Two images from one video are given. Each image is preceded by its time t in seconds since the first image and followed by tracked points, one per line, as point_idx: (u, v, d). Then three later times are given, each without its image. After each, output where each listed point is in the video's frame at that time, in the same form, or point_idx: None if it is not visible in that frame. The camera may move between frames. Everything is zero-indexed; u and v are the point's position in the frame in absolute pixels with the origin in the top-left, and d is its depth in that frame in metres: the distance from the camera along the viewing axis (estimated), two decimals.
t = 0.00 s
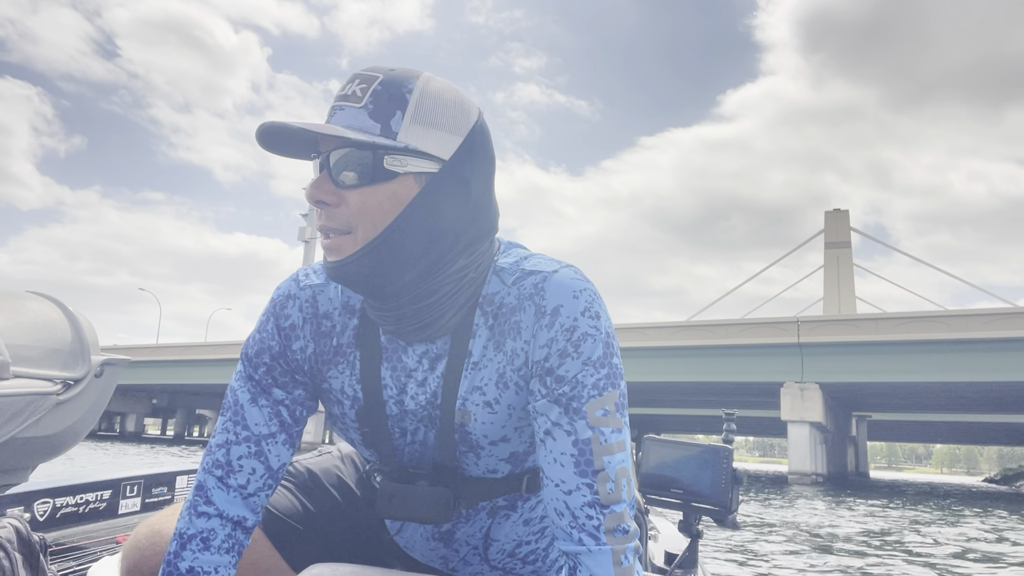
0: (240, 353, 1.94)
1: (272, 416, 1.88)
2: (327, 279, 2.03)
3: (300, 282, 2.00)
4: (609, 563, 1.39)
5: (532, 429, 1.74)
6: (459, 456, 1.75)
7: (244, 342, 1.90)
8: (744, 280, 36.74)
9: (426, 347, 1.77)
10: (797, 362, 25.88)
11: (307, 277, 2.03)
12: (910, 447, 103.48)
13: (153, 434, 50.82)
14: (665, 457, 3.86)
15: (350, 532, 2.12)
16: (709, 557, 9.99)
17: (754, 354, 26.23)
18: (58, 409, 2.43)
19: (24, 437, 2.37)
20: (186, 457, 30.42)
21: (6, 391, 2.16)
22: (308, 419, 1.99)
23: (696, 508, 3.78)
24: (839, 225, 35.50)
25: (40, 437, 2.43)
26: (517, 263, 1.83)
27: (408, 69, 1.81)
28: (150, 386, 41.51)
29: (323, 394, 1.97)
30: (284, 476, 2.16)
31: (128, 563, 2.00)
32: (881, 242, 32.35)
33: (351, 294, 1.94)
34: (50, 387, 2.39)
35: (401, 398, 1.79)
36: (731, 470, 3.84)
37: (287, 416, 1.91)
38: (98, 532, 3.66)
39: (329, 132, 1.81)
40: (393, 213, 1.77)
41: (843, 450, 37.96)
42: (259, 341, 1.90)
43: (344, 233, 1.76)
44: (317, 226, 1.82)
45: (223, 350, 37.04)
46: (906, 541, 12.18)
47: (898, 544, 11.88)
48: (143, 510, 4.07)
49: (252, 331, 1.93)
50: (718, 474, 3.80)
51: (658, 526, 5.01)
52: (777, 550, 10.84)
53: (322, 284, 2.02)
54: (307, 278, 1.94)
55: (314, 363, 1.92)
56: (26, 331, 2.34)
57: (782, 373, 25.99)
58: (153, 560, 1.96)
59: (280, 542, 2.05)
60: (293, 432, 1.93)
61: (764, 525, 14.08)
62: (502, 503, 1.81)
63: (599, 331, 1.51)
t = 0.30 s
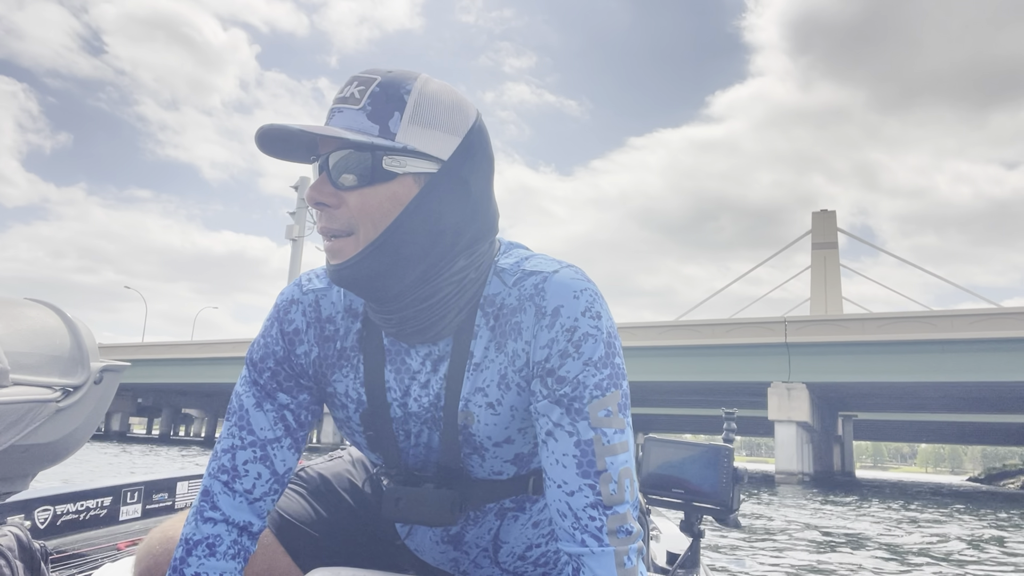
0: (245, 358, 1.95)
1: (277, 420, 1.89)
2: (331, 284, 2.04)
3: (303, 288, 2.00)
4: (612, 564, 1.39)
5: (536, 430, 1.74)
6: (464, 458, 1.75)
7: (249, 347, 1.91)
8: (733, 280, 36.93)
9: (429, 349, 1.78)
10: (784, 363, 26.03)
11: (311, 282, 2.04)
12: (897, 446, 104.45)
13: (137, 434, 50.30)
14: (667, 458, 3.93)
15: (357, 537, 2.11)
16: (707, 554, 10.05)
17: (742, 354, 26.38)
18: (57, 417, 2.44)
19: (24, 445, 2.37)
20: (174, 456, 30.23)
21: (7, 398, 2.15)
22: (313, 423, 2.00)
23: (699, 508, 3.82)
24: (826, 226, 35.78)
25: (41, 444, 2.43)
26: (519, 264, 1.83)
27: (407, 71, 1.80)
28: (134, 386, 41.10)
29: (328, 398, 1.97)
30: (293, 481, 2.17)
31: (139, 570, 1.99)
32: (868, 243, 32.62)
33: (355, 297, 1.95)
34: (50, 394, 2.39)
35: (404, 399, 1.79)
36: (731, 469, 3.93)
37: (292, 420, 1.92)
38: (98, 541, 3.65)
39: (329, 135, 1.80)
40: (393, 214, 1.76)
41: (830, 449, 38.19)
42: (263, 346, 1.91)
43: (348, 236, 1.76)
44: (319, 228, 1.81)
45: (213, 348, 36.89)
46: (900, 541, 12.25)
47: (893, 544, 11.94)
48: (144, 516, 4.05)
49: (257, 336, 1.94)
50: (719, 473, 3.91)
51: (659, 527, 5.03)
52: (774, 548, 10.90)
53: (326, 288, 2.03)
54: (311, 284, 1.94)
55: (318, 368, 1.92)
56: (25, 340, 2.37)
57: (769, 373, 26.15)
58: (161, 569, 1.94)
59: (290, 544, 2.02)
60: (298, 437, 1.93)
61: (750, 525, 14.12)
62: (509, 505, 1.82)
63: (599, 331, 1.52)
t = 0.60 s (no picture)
0: (240, 349, 1.95)
1: (272, 412, 1.88)
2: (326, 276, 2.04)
3: (299, 280, 2.00)
4: (605, 562, 1.39)
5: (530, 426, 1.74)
6: (458, 454, 1.75)
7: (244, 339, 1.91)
8: (721, 280, 37.17)
9: (425, 344, 1.77)
10: (770, 362, 26.18)
11: (306, 274, 2.03)
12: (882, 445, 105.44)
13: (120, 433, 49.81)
14: (666, 457, 3.96)
15: (347, 531, 2.10)
16: (703, 554, 10.07)
17: (730, 353, 26.52)
18: (59, 405, 2.40)
19: (25, 434, 2.34)
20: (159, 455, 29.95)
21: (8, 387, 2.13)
22: (308, 416, 1.99)
23: (697, 507, 3.87)
24: (813, 226, 36.05)
25: (41, 433, 2.40)
26: (515, 261, 1.83)
27: (409, 64, 1.79)
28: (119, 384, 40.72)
29: (322, 392, 1.96)
30: (287, 476, 2.18)
31: (131, 562, 1.98)
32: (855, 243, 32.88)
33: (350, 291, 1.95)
34: (49, 383, 2.36)
35: (399, 393, 1.78)
36: (731, 469, 3.90)
37: (287, 412, 1.91)
38: (99, 530, 3.62)
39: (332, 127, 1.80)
40: (391, 208, 1.76)
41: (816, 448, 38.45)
42: (258, 338, 1.92)
43: (346, 228, 1.76)
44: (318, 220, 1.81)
45: (201, 347, 36.73)
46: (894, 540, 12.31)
47: (888, 543, 11.99)
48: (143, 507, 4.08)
49: (252, 328, 1.94)
50: (718, 473, 3.87)
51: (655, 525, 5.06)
52: (771, 547, 10.94)
53: (321, 281, 2.02)
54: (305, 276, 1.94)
55: (313, 360, 1.91)
56: (26, 329, 2.33)
57: (757, 372, 26.31)
58: (154, 562, 1.93)
59: (283, 537, 2.03)
60: (293, 429, 1.93)
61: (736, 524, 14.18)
62: (502, 501, 1.81)
63: (595, 329, 1.52)
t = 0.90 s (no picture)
0: (239, 346, 1.93)
1: (270, 410, 1.87)
2: (327, 273, 2.02)
3: (300, 277, 1.98)
4: (608, 562, 1.38)
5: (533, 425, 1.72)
6: (459, 453, 1.74)
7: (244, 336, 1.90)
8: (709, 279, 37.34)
9: (428, 341, 1.76)
10: (757, 360, 26.32)
11: (308, 271, 2.02)
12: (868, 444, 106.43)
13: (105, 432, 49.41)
14: (665, 456, 3.95)
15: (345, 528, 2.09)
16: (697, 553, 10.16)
17: (718, 352, 26.66)
18: (58, 401, 2.36)
19: (25, 428, 2.30)
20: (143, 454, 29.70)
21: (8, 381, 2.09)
22: (307, 413, 1.97)
23: (695, 507, 3.87)
24: (800, 226, 36.29)
25: (41, 428, 2.35)
26: (519, 259, 1.82)
27: (414, 62, 1.79)
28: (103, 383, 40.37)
29: (322, 389, 1.95)
30: (284, 472, 2.16)
31: (128, 560, 1.95)
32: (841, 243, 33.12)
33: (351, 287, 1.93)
34: (50, 377, 2.32)
35: (400, 390, 1.77)
36: (730, 470, 3.93)
37: (286, 410, 1.90)
38: (98, 524, 3.59)
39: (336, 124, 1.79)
40: (394, 205, 1.75)
41: (802, 447, 38.69)
42: (258, 335, 1.91)
43: (349, 224, 1.75)
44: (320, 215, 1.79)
45: (188, 346, 36.54)
46: (892, 540, 12.33)
47: (888, 544, 12.00)
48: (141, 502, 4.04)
49: (252, 325, 1.93)
50: (718, 473, 3.91)
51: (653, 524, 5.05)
52: (769, 548, 10.94)
53: (322, 278, 2.00)
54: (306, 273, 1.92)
55: (314, 357, 1.89)
56: (28, 323, 2.27)
57: (744, 370, 26.46)
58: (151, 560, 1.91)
59: (280, 536, 2.00)
60: (293, 427, 1.92)
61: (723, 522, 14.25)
62: (502, 500, 1.80)
63: (601, 329, 1.51)
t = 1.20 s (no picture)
0: (246, 353, 1.92)
1: (278, 417, 1.86)
2: (333, 278, 2.01)
3: (307, 283, 1.97)
4: (616, 564, 1.38)
5: (541, 428, 1.72)
6: (468, 457, 1.73)
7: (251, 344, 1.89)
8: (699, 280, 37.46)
9: (435, 344, 1.75)
10: (746, 360, 26.42)
11: (315, 277, 2.00)
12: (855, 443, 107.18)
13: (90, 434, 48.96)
14: (666, 458, 4.00)
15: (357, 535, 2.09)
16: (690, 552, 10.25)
17: (707, 352, 26.78)
18: (58, 410, 2.34)
19: (24, 438, 2.28)
20: (130, 456, 29.46)
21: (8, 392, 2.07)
22: (315, 420, 1.96)
23: (697, 508, 3.87)
24: (789, 227, 36.49)
25: (40, 438, 2.34)
26: (525, 260, 1.81)
27: (416, 64, 1.78)
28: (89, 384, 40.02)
29: (330, 395, 1.94)
30: (293, 479, 2.16)
31: (138, 569, 1.95)
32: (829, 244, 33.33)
33: (358, 292, 1.92)
34: (49, 387, 2.30)
35: (408, 395, 1.76)
36: (731, 470, 3.98)
37: (294, 417, 1.89)
38: (98, 534, 3.61)
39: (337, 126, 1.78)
40: (396, 207, 1.74)
41: (791, 447, 38.91)
42: (265, 342, 1.90)
43: (352, 226, 1.73)
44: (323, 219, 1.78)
45: (175, 345, 36.30)
46: (891, 538, 12.29)
47: (888, 541, 11.95)
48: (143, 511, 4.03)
49: (259, 333, 1.92)
50: (718, 474, 3.95)
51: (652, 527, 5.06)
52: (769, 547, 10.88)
53: (328, 283, 1.99)
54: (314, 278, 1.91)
55: (320, 363, 1.89)
56: (26, 334, 2.25)
57: (733, 370, 26.56)
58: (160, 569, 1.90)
59: (289, 543, 2.01)
60: (301, 434, 1.90)
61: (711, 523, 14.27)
62: (513, 504, 1.80)
63: (608, 329, 1.50)
